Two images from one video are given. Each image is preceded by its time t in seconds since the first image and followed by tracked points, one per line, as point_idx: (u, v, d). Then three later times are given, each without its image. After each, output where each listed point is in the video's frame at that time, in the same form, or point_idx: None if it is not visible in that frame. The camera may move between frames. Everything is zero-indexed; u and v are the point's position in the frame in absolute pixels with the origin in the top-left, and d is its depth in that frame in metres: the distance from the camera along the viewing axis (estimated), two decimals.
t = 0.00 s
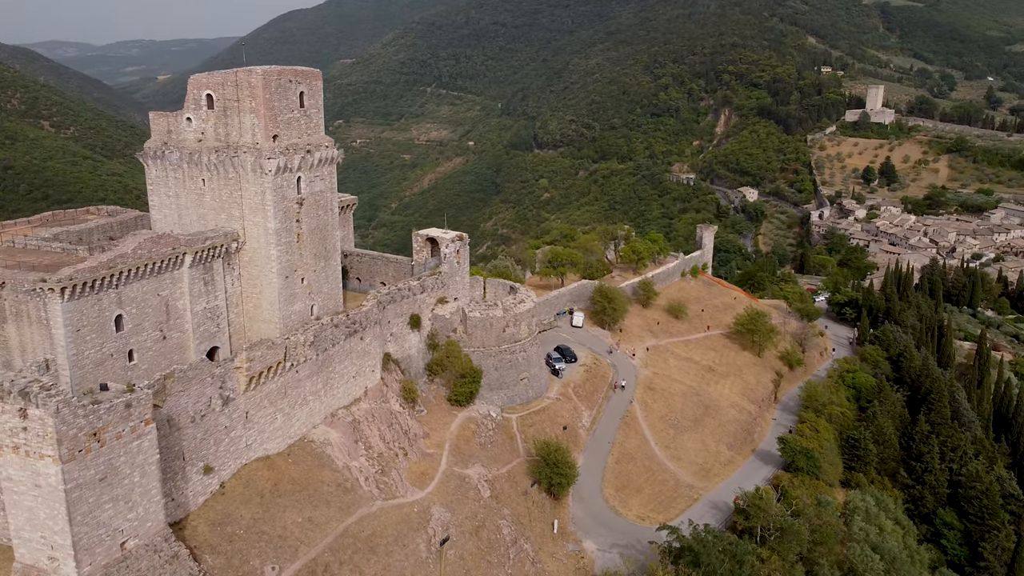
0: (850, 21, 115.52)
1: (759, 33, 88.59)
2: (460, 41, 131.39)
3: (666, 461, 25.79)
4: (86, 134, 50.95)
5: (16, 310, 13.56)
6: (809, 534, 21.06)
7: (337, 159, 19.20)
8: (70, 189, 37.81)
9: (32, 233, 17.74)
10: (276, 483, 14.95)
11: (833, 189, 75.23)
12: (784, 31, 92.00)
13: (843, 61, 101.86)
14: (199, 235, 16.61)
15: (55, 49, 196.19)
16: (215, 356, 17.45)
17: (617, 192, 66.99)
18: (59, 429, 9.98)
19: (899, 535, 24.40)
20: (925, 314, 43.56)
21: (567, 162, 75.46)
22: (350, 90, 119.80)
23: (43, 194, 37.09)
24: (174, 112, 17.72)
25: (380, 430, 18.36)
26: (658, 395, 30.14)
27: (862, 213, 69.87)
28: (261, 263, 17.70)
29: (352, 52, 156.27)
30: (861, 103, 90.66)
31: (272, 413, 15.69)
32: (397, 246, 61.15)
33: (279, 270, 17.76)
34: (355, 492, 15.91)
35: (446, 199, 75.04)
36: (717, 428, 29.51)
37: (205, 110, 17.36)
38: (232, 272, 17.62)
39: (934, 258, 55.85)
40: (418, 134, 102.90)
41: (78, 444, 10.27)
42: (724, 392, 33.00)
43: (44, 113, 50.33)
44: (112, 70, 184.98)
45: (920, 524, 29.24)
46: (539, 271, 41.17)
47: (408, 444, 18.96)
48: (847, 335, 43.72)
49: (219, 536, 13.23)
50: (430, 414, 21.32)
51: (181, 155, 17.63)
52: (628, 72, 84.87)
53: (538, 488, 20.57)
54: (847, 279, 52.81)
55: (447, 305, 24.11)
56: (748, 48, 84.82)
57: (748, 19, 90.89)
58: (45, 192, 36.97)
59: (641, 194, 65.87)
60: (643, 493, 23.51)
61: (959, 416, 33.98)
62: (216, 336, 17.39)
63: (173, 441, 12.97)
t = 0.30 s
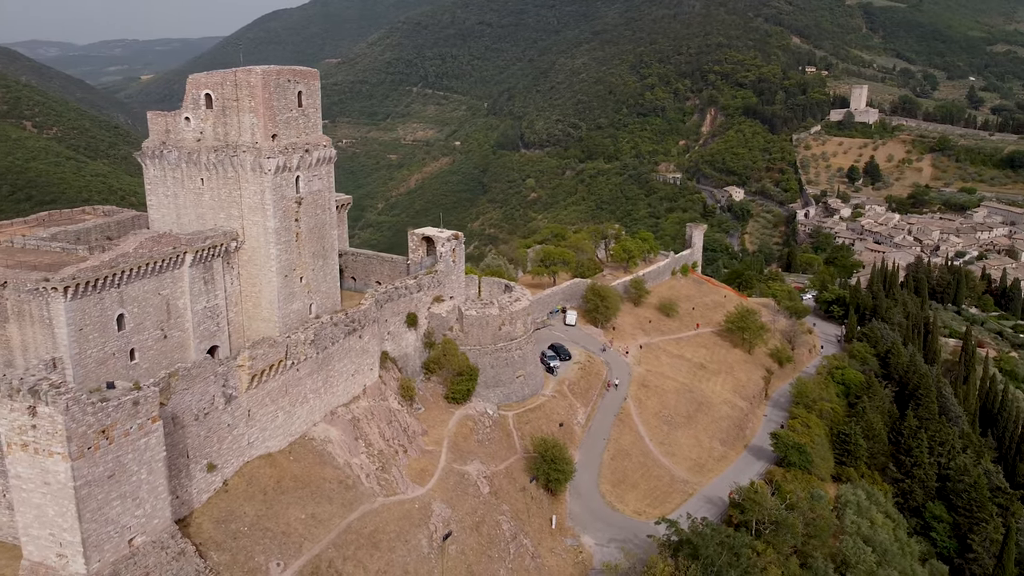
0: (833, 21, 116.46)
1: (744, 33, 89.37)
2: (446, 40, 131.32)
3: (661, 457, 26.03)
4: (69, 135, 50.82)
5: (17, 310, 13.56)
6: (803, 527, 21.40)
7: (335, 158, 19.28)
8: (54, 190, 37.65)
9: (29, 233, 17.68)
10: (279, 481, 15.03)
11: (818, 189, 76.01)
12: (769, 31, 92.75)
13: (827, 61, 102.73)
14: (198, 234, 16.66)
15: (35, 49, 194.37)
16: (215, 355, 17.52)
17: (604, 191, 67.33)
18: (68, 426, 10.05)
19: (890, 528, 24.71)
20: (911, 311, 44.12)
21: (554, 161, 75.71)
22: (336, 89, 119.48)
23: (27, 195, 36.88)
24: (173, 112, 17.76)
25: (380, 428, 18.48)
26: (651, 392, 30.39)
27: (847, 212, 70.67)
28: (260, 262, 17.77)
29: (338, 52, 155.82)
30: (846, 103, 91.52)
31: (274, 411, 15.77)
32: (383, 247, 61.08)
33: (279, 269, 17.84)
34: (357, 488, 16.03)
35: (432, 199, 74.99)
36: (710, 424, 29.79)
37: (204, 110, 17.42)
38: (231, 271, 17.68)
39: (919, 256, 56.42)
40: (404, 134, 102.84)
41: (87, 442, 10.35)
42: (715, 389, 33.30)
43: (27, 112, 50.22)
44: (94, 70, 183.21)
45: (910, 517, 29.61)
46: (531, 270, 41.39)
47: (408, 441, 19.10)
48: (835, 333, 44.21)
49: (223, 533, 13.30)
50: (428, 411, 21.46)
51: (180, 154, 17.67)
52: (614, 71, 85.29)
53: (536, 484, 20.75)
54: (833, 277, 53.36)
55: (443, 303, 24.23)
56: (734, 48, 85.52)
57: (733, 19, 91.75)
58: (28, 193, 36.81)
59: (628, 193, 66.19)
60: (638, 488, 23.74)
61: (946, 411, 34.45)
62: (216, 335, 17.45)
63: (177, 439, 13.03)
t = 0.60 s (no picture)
0: (817, 21, 117.50)
1: (729, 33, 90.73)
2: (431, 40, 131.19)
3: (655, 453, 26.29)
4: (51, 135, 50.60)
5: (18, 309, 13.55)
6: (797, 520, 21.71)
7: (332, 158, 19.34)
8: (36, 190, 37.40)
9: (26, 233, 17.63)
10: (281, 478, 15.13)
11: (802, 188, 76.69)
12: (752, 31, 94.03)
13: (811, 61, 103.57)
14: (197, 233, 16.70)
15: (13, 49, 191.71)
16: (214, 354, 17.56)
17: (591, 191, 67.66)
18: (77, 424, 10.11)
19: (880, 520, 25.08)
20: (897, 309, 44.69)
21: (540, 161, 75.77)
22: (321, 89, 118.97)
23: (9, 195, 36.64)
24: (170, 111, 17.77)
25: (378, 426, 18.60)
26: (644, 389, 30.66)
27: (831, 211, 71.42)
28: (258, 261, 17.83)
29: (322, 51, 155.03)
30: (829, 103, 92.40)
31: (275, 409, 15.85)
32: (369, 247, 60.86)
33: (277, 268, 17.91)
34: (358, 485, 16.15)
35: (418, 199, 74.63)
36: (702, 420, 30.11)
37: (202, 110, 17.46)
38: (230, 270, 17.73)
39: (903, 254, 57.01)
40: (390, 134, 102.59)
41: (96, 439, 10.41)
42: (707, 386, 33.62)
43: (8, 113, 49.98)
44: (75, 69, 181.12)
45: (899, 510, 30.00)
46: (522, 269, 41.55)
47: (406, 438, 19.21)
48: (823, 330, 44.71)
49: (227, 530, 13.38)
50: (425, 409, 21.60)
51: (178, 154, 17.69)
52: (599, 71, 85.61)
53: (533, 480, 20.94)
54: (820, 275, 53.87)
55: (439, 302, 24.34)
56: (718, 49, 86.46)
57: (717, 19, 93.34)
58: (11, 194, 36.58)
59: (614, 193, 66.83)
60: (633, 484, 23.97)
61: (933, 406, 34.91)
62: (216, 334, 17.50)
63: (181, 437, 13.10)
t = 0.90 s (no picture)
0: (799, 21, 118.62)
1: (712, 33, 92.24)
2: (415, 40, 131.08)
3: (648, 449, 26.55)
4: (32, 135, 50.18)
5: (18, 309, 13.54)
6: (789, 513, 22.05)
7: (327, 157, 19.40)
8: (16, 192, 37.08)
9: (21, 234, 17.58)
10: (281, 476, 15.21)
11: (786, 187, 77.40)
12: (736, 31, 95.27)
13: (793, 60, 104.47)
14: (195, 233, 16.74)
15: None
16: (212, 353, 17.58)
17: (575, 191, 66.71)
18: (84, 422, 10.17)
19: (869, 513, 25.45)
20: (882, 306, 45.25)
21: (525, 161, 75.29)
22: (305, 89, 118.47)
23: None
24: (166, 111, 17.78)
25: (376, 423, 18.71)
26: (636, 386, 30.94)
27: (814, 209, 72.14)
28: (255, 261, 17.88)
29: (305, 51, 154.28)
30: (812, 102, 93.33)
31: (274, 407, 15.92)
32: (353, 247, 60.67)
33: (274, 267, 17.97)
34: (358, 482, 16.25)
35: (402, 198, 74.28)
36: (694, 417, 30.41)
37: (198, 109, 17.49)
38: (227, 269, 17.77)
39: (887, 252, 57.70)
40: (374, 134, 102.27)
41: (102, 437, 10.48)
42: (697, 383, 33.94)
43: None
44: (54, 69, 179.07)
45: (887, 503, 30.44)
46: (513, 268, 41.63)
47: (404, 436, 19.33)
48: (809, 327, 45.18)
49: (229, 528, 13.43)
50: (421, 407, 21.72)
51: (174, 153, 17.70)
52: (584, 71, 86.02)
53: (529, 476, 21.13)
54: (805, 274, 53.79)
55: (433, 301, 24.44)
56: (702, 49, 87.49)
57: (700, 19, 95.08)
58: None
59: (599, 192, 66.16)
60: (628, 479, 24.25)
61: (919, 401, 35.41)
62: (213, 333, 17.53)
63: (183, 435, 13.17)
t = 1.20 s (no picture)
0: (781, 22, 119.86)
1: (695, 33, 92.97)
2: (399, 40, 130.90)
3: (640, 445, 26.82)
4: (11, 136, 49.80)
5: (18, 308, 13.52)
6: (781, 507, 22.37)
7: (323, 156, 19.45)
8: None
9: (16, 233, 17.53)
10: (282, 473, 15.30)
11: (770, 185, 78.17)
12: (719, 31, 96.53)
13: (776, 60, 105.41)
14: (193, 232, 16.79)
15: None
16: (209, 352, 17.62)
17: (560, 191, 68.07)
18: (91, 419, 10.23)
19: (859, 506, 25.82)
20: (866, 303, 45.82)
21: (510, 161, 75.80)
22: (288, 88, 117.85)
23: None
24: (162, 111, 17.81)
25: (374, 421, 18.84)
26: (628, 383, 31.24)
27: (798, 208, 72.81)
28: (253, 260, 17.93)
29: (288, 50, 153.38)
30: (795, 102, 94.25)
31: (273, 405, 15.99)
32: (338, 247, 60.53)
33: (271, 265, 18.03)
34: (357, 479, 16.36)
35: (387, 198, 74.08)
36: (685, 413, 30.72)
37: (195, 109, 17.53)
38: (224, 268, 17.83)
39: (870, 250, 58.36)
40: (358, 134, 101.90)
41: (109, 434, 10.55)
42: (687, 379, 34.27)
43: None
44: (31, 69, 176.78)
45: (875, 497, 30.88)
46: (503, 267, 41.77)
47: (401, 433, 19.46)
48: (796, 325, 45.70)
49: (231, 525, 13.50)
50: (417, 404, 21.86)
51: (170, 153, 17.72)
52: (568, 71, 86.47)
53: (524, 472, 21.30)
54: (790, 272, 54.93)
55: (427, 299, 24.54)
56: (685, 49, 88.54)
57: (683, 18, 95.70)
58: None
59: (585, 191, 67.52)
60: (621, 475, 24.51)
61: (905, 396, 35.90)
62: (211, 332, 17.57)
63: (185, 433, 13.22)
